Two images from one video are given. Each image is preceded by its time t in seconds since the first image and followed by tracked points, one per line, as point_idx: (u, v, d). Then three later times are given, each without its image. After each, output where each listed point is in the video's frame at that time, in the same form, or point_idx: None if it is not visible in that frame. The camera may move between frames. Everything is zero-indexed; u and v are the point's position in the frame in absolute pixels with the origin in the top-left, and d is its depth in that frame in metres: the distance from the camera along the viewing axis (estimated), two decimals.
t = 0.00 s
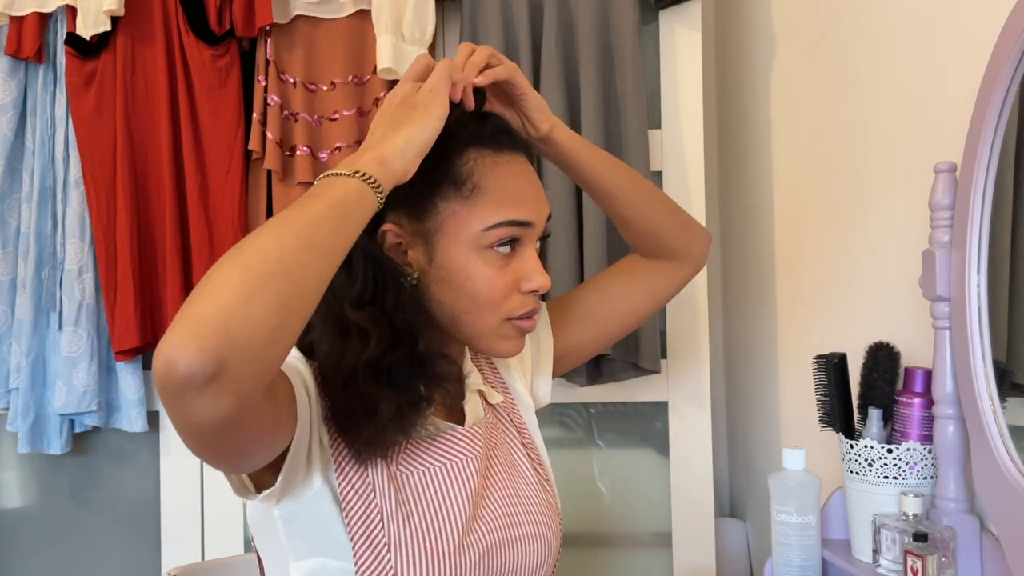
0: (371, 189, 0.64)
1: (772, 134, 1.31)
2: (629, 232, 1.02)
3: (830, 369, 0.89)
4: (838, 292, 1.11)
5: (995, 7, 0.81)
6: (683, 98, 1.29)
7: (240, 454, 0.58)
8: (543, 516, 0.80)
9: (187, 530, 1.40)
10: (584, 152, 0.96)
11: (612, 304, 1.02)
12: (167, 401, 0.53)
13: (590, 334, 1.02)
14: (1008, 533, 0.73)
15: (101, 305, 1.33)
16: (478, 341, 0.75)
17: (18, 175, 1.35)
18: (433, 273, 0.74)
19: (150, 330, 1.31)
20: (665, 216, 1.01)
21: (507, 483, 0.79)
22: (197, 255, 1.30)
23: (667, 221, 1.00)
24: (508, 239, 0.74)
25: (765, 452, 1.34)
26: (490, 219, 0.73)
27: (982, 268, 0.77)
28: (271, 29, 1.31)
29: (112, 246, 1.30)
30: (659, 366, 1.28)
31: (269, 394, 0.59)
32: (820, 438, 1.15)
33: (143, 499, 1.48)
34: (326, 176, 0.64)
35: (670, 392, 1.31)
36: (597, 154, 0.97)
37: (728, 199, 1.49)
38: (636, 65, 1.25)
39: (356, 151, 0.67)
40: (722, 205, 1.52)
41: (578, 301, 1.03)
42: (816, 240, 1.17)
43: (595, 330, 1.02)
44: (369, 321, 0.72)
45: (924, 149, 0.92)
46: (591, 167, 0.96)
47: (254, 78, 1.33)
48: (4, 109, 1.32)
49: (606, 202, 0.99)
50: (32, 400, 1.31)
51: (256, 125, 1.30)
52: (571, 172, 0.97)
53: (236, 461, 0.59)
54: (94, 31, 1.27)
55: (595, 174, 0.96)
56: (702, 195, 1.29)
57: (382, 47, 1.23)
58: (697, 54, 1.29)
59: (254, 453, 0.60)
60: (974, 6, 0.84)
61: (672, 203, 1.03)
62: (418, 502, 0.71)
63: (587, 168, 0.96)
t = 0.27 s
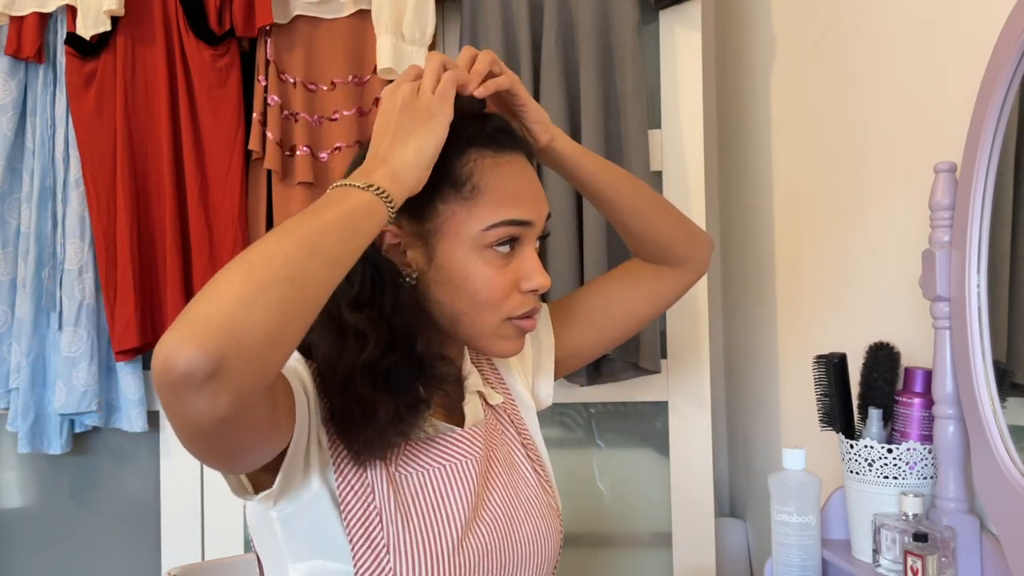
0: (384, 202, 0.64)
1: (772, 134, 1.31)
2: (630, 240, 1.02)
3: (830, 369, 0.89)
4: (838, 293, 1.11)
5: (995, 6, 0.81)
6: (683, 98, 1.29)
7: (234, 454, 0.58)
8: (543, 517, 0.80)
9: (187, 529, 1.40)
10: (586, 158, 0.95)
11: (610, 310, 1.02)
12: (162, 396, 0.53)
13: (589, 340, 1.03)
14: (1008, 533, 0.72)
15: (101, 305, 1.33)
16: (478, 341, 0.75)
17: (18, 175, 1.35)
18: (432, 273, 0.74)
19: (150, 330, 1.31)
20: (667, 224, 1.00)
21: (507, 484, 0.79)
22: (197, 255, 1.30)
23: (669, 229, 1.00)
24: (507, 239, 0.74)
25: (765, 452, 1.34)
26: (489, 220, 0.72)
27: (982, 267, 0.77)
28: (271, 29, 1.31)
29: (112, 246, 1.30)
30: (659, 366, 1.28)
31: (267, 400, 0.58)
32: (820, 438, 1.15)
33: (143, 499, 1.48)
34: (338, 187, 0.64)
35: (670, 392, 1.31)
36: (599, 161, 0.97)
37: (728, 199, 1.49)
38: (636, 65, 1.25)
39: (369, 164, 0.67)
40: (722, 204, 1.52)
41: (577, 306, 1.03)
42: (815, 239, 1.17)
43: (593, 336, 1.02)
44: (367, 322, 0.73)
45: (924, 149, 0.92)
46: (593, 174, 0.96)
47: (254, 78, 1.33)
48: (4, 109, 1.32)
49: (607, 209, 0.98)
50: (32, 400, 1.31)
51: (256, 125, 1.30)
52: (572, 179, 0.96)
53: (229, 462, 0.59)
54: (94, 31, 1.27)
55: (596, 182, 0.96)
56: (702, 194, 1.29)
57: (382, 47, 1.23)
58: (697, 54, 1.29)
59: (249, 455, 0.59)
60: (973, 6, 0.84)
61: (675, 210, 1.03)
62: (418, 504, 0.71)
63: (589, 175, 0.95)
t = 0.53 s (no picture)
0: (394, 201, 0.64)
1: (772, 134, 1.31)
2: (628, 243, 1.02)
3: (830, 369, 0.89)
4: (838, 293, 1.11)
5: (996, 6, 0.81)
6: (683, 98, 1.29)
7: (249, 464, 0.58)
8: (543, 517, 0.80)
9: (187, 529, 1.40)
10: (583, 163, 0.96)
11: (609, 312, 1.02)
12: (186, 412, 0.53)
13: (586, 342, 1.03)
14: (1007, 533, 0.73)
15: (101, 305, 1.33)
16: (479, 341, 0.75)
17: (18, 175, 1.35)
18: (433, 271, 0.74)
19: (150, 330, 1.31)
20: (667, 233, 1.01)
21: (508, 485, 0.79)
22: (197, 255, 1.30)
23: (671, 240, 1.01)
24: (508, 238, 0.74)
25: (765, 452, 1.34)
26: (491, 219, 0.72)
27: (982, 268, 0.77)
28: (271, 29, 1.31)
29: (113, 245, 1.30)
30: (659, 366, 1.28)
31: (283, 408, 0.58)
32: (820, 438, 1.15)
33: (143, 499, 1.48)
34: (348, 183, 0.64)
35: (670, 392, 1.31)
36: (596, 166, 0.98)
37: (728, 199, 1.49)
38: (636, 65, 1.25)
39: (379, 159, 0.67)
40: (722, 204, 1.52)
41: (575, 309, 1.03)
42: (815, 239, 1.17)
43: (591, 339, 1.02)
44: (370, 321, 0.73)
45: (924, 149, 0.92)
46: (592, 178, 0.97)
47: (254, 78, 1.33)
48: (4, 109, 1.32)
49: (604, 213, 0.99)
50: (32, 400, 1.31)
51: (256, 125, 1.30)
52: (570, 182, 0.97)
53: (242, 471, 0.59)
54: (94, 31, 1.27)
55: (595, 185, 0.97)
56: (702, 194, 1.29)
57: (382, 47, 1.23)
58: (697, 54, 1.29)
59: (263, 463, 0.59)
60: (973, 6, 0.84)
61: (676, 218, 1.03)
62: (420, 504, 0.71)
63: (587, 179, 0.96)
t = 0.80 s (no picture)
0: (407, 216, 0.63)
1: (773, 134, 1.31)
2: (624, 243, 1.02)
3: (830, 369, 0.89)
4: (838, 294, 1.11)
5: (996, 6, 0.81)
6: (683, 98, 1.29)
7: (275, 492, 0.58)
8: (543, 518, 0.80)
9: (187, 529, 1.40)
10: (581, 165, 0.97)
11: (606, 313, 1.02)
12: (213, 452, 0.53)
13: (583, 345, 1.03)
14: (1007, 533, 0.73)
15: (101, 305, 1.33)
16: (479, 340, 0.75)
17: (18, 175, 1.35)
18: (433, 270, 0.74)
19: (150, 329, 1.31)
20: (669, 240, 1.02)
21: (508, 487, 0.79)
22: (197, 255, 1.30)
23: (673, 247, 1.02)
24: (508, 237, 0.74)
25: (765, 452, 1.34)
26: (491, 219, 0.73)
27: (982, 268, 0.77)
28: (271, 28, 1.30)
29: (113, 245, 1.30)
30: (659, 366, 1.28)
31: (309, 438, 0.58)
32: (820, 438, 1.15)
33: (142, 499, 1.48)
34: (360, 202, 0.63)
35: (670, 392, 1.31)
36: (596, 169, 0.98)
37: (728, 199, 1.49)
38: (636, 65, 1.25)
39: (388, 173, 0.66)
40: (722, 204, 1.52)
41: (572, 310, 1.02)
42: (815, 239, 1.17)
43: (589, 340, 1.02)
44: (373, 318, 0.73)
45: (924, 149, 0.92)
46: (592, 181, 0.97)
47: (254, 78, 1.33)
48: (4, 109, 1.32)
49: (602, 215, 1.00)
50: (32, 400, 1.31)
51: (256, 125, 1.30)
52: (569, 184, 0.97)
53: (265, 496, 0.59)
54: (94, 31, 1.26)
55: (594, 188, 0.97)
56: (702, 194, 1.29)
57: (382, 47, 1.23)
58: (697, 54, 1.29)
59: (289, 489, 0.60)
60: (974, 6, 0.84)
61: (676, 223, 1.04)
62: (423, 507, 0.71)
63: (587, 181, 0.97)
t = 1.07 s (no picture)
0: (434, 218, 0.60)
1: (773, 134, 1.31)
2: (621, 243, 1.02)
3: (830, 369, 0.89)
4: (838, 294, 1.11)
5: (996, 6, 0.81)
6: (683, 98, 1.29)
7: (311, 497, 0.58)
8: (541, 518, 0.81)
9: (187, 529, 1.40)
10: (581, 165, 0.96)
11: (599, 316, 1.02)
12: (258, 466, 0.52)
13: (578, 346, 1.03)
14: (1007, 533, 0.73)
15: (101, 305, 1.33)
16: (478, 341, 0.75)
17: (18, 175, 1.35)
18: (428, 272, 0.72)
19: (150, 329, 1.31)
20: (666, 240, 1.02)
21: (507, 487, 0.79)
22: (197, 255, 1.31)
23: (670, 247, 1.02)
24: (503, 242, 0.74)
25: (765, 452, 1.34)
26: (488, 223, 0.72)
27: (982, 268, 0.77)
28: (271, 29, 1.30)
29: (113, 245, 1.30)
30: (659, 366, 1.28)
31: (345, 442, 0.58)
32: (820, 438, 1.15)
33: (142, 499, 1.48)
34: (384, 199, 0.60)
35: (670, 393, 1.31)
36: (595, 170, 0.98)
37: (728, 198, 1.49)
38: (636, 65, 1.25)
39: (415, 169, 0.62)
40: (722, 204, 1.52)
41: (567, 310, 1.02)
42: (815, 239, 1.17)
43: (584, 341, 1.02)
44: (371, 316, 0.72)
45: (924, 149, 0.92)
46: (592, 182, 0.97)
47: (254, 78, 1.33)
48: (4, 109, 1.32)
49: (600, 216, 1.00)
50: (32, 400, 1.31)
51: (256, 125, 1.30)
52: (569, 184, 0.96)
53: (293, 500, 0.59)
54: (94, 31, 1.26)
55: (593, 188, 0.97)
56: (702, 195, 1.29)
57: (382, 47, 1.23)
58: (697, 54, 1.29)
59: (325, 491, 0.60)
60: (973, 6, 0.84)
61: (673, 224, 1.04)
62: (424, 509, 0.71)
63: (586, 181, 0.96)
